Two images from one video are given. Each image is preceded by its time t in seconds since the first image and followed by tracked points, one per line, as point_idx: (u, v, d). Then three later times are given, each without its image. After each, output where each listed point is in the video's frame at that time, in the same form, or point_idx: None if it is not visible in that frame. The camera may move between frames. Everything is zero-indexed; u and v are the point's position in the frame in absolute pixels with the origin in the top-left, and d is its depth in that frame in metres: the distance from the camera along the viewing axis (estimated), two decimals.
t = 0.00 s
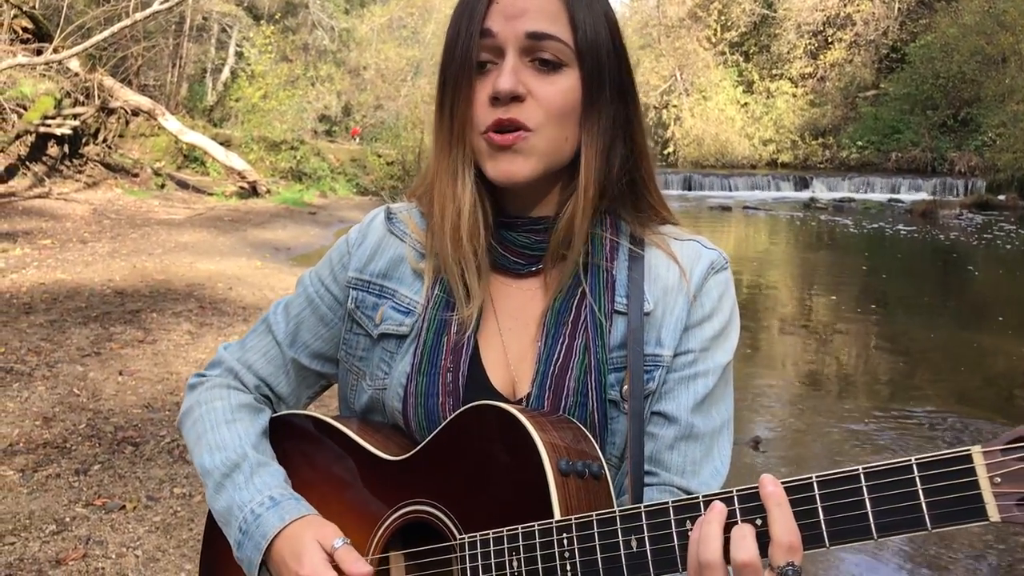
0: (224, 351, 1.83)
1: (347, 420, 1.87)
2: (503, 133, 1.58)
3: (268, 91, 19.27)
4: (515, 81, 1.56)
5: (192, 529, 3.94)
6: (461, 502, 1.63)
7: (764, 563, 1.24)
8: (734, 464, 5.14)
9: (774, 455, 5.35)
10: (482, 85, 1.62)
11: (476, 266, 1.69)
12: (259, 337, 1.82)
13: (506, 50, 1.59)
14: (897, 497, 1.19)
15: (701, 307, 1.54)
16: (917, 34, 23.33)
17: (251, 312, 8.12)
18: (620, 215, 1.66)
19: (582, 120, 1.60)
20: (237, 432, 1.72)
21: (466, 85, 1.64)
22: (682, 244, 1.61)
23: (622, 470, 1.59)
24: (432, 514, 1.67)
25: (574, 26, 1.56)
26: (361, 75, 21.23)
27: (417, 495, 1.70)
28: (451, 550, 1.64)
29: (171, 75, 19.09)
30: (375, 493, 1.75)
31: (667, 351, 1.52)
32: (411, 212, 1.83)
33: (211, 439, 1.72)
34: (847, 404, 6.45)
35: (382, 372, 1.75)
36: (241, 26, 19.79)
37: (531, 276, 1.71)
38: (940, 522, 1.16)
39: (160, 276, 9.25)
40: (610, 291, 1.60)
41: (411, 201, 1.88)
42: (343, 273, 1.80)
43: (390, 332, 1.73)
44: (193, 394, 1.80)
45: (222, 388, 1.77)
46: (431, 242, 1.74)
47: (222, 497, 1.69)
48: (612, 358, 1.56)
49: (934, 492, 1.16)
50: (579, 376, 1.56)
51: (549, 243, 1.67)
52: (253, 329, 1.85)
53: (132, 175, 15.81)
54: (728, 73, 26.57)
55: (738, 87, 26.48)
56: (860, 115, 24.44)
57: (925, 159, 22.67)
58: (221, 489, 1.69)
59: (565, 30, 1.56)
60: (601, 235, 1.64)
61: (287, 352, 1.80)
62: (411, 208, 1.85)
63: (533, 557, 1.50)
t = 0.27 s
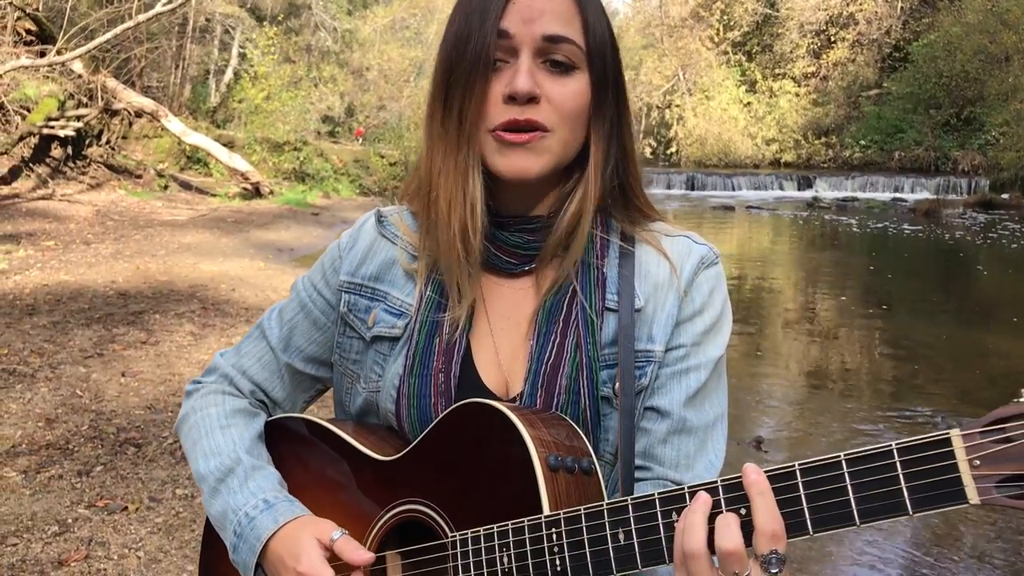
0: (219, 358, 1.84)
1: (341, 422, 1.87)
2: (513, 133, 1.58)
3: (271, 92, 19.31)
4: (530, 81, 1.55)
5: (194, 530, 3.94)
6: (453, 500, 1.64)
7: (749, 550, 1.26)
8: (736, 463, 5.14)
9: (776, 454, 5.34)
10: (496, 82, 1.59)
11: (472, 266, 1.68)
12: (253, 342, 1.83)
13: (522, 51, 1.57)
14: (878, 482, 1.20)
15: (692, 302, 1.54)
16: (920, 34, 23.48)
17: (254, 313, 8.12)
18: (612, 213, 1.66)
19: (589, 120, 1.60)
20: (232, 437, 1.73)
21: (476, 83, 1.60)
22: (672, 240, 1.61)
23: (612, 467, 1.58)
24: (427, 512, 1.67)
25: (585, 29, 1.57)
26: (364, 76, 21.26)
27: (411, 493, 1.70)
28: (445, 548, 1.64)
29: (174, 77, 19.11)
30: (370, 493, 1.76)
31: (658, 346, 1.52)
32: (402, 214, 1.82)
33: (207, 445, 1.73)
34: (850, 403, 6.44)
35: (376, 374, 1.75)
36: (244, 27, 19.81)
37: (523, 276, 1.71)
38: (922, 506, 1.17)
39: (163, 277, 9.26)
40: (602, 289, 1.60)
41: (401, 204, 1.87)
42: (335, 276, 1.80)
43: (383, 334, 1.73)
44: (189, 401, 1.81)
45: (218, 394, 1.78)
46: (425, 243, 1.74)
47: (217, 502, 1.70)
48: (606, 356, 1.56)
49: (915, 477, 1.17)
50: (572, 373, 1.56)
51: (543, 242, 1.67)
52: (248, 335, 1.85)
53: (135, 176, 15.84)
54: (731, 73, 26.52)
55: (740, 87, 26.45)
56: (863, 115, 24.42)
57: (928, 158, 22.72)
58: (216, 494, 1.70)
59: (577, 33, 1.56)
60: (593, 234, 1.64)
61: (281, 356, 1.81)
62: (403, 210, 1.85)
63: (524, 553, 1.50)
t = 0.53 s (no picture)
0: (214, 362, 1.84)
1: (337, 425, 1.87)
2: (513, 143, 1.57)
3: (273, 93, 19.34)
4: (528, 91, 1.55)
5: (196, 532, 3.94)
6: (449, 499, 1.63)
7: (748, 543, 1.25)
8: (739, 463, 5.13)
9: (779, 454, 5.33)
10: (494, 92, 1.59)
11: (469, 270, 1.68)
12: (248, 347, 1.82)
13: (518, 61, 1.57)
14: (873, 470, 1.21)
15: (686, 305, 1.54)
16: (922, 33, 23.50)
17: (256, 314, 8.13)
18: (607, 218, 1.66)
19: (587, 127, 1.60)
20: (229, 442, 1.73)
21: (473, 93, 1.59)
22: (667, 244, 1.61)
23: (607, 469, 1.57)
24: (423, 512, 1.67)
25: (582, 39, 1.57)
26: (366, 77, 21.30)
27: (406, 494, 1.70)
28: (442, 546, 1.64)
29: (175, 78, 19.11)
30: (365, 495, 1.76)
31: (653, 348, 1.52)
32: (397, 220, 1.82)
33: (203, 451, 1.73)
34: (852, 403, 6.43)
35: (372, 377, 1.75)
36: (245, 29, 19.83)
37: (520, 280, 1.71)
38: (916, 494, 1.17)
39: (166, 278, 9.27)
40: (597, 292, 1.60)
41: (395, 209, 1.87)
42: (329, 282, 1.80)
43: (379, 339, 1.72)
44: (184, 406, 1.81)
45: (213, 398, 1.78)
46: (421, 248, 1.73)
47: (214, 507, 1.69)
48: (602, 360, 1.55)
49: (911, 465, 1.18)
50: (567, 375, 1.56)
51: (540, 248, 1.66)
52: (243, 339, 1.85)
53: (138, 178, 15.88)
54: (733, 72, 26.48)
55: (743, 87, 26.42)
56: (865, 115, 24.40)
57: (931, 157, 22.62)
58: (213, 499, 1.70)
59: (573, 41, 1.56)
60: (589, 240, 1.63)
61: (276, 361, 1.80)
62: (397, 215, 1.85)
63: (522, 550, 1.50)
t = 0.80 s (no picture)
0: (208, 362, 1.84)
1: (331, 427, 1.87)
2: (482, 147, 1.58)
3: (273, 94, 19.34)
4: (491, 92, 1.55)
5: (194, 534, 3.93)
6: (438, 505, 1.64)
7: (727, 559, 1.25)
8: (738, 465, 5.13)
9: (778, 456, 5.33)
10: (461, 97, 1.60)
11: (459, 273, 1.69)
12: (242, 347, 1.83)
13: (482, 62, 1.57)
14: (852, 488, 1.22)
15: (681, 310, 1.53)
16: (921, 34, 23.50)
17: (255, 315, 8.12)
18: (601, 219, 1.65)
19: (561, 124, 1.58)
20: (220, 440, 1.73)
21: (441, 97, 1.61)
22: (663, 249, 1.60)
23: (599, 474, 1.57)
24: (411, 517, 1.68)
25: (549, 34, 1.55)
26: (366, 78, 21.37)
27: (396, 499, 1.70)
28: (428, 551, 1.64)
29: (175, 80, 19.10)
30: (356, 498, 1.76)
31: (646, 354, 1.52)
32: (392, 221, 1.83)
33: (194, 448, 1.73)
34: (852, 405, 6.42)
35: (365, 380, 1.75)
36: (245, 30, 19.85)
37: (514, 283, 1.71)
38: (894, 512, 1.19)
39: (165, 280, 9.27)
40: (590, 296, 1.59)
41: (391, 210, 1.88)
42: (324, 283, 1.81)
43: (372, 341, 1.73)
44: (178, 404, 1.81)
45: (206, 397, 1.78)
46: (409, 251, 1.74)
47: (203, 504, 1.69)
48: (593, 364, 1.55)
49: (889, 485, 1.19)
50: (559, 380, 1.55)
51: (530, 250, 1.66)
52: (237, 339, 1.85)
53: (137, 179, 15.90)
54: (733, 73, 26.47)
55: (742, 88, 26.41)
56: (865, 116, 24.40)
57: (931, 158, 22.60)
58: (202, 496, 1.69)
59: (540, 38, 1.55)
60: (581, 242, 1.63)
61: (269, 362, 1.80)
62: (392, 216, 1.85)
63: (506, 559, 1.50)
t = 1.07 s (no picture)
0: (205, 369, 1.86)
1: (325, 435, 1.89)
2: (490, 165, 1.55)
3: (270, 96, 19.34)
4: (506, 112, 1.52)
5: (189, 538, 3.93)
6: (423, 509, 1.66)
7: (683, 560, 1.26)
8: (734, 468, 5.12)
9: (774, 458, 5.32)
10: (470, 115, 1.57)
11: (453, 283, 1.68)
12: (237, 354, 1.84)
13: (493, 81, 1.54)
14: (826, 484, 1.21)
15: (673, 316, 1.53)
16: (918, 37, 23.56)
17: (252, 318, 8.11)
18: (591, 228, 1.65)
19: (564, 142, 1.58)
20: (216, 444, 1.75)
21: (447, 113, 1.57)
22: (653, 254, 1.60)
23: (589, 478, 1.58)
24: (397, 523, 1.70)
25: (556, 52, 1.55)
26: (364, 81, 21.46)
27: (383, 504, 1.73)
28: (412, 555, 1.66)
29: (173, 82, 19.10)
30: (347, 504, 1.78)
31: (641, 361, 1.51)
32: (381, 229, 1.82)
33: (191, 453, 1.75)
34: (848, 408, 6.41)
35: (357, 386, 1.76)
36: (243, 32, 19.84)
37: (502, 289, 1.70)
38: (869, 508, 1.17)
39: (162, 282, 9.25)
40: (582, 303, 1.59)
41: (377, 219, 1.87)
42: (316, 291, 1.81)
43: (363, 348, 1.73)
44: (175, 410, 1.83)
45: (202, 403, 1.80)
46: (399, 260, 1.73)
47: (200, 506, 1.71)
48: (586, 373, 1.55)
49: (864, 478, 1.17)
50: (553, 388, 1.56)
51: (523, 259, 1.66)
52: (233, 346, 1.87)
53: (134, 181, 15.88)
54: (730, 75, 26.51)
55: (739, 90, 26.43)
56: (862, 118, 24.45)
57: (927, 160, 22.64)
58: (199, 497, 1.72)
59: (549, 57, 1.54)
60: (573, 252, 1.63)
61: (264, 370, 1.81)
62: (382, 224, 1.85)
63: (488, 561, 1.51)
